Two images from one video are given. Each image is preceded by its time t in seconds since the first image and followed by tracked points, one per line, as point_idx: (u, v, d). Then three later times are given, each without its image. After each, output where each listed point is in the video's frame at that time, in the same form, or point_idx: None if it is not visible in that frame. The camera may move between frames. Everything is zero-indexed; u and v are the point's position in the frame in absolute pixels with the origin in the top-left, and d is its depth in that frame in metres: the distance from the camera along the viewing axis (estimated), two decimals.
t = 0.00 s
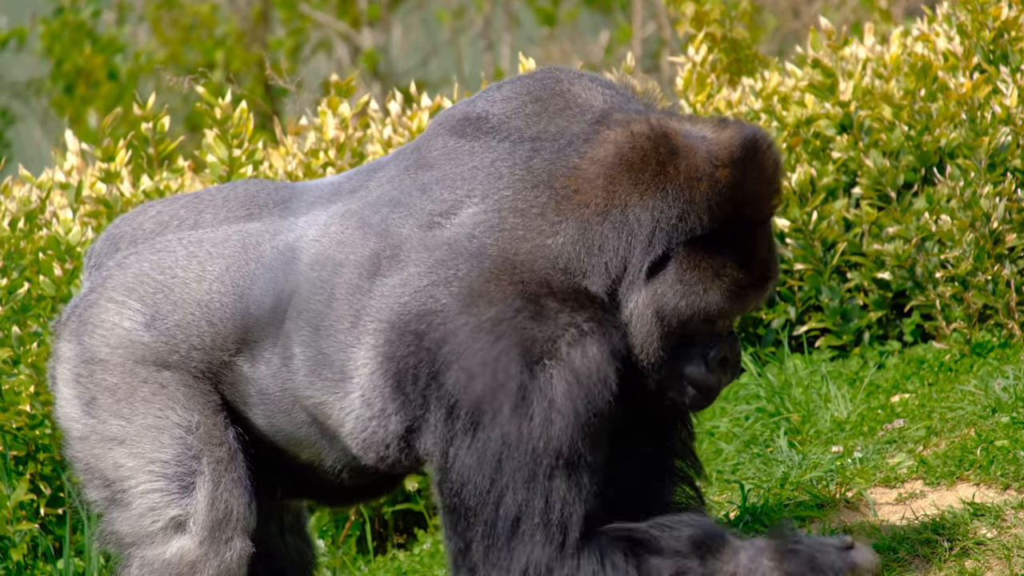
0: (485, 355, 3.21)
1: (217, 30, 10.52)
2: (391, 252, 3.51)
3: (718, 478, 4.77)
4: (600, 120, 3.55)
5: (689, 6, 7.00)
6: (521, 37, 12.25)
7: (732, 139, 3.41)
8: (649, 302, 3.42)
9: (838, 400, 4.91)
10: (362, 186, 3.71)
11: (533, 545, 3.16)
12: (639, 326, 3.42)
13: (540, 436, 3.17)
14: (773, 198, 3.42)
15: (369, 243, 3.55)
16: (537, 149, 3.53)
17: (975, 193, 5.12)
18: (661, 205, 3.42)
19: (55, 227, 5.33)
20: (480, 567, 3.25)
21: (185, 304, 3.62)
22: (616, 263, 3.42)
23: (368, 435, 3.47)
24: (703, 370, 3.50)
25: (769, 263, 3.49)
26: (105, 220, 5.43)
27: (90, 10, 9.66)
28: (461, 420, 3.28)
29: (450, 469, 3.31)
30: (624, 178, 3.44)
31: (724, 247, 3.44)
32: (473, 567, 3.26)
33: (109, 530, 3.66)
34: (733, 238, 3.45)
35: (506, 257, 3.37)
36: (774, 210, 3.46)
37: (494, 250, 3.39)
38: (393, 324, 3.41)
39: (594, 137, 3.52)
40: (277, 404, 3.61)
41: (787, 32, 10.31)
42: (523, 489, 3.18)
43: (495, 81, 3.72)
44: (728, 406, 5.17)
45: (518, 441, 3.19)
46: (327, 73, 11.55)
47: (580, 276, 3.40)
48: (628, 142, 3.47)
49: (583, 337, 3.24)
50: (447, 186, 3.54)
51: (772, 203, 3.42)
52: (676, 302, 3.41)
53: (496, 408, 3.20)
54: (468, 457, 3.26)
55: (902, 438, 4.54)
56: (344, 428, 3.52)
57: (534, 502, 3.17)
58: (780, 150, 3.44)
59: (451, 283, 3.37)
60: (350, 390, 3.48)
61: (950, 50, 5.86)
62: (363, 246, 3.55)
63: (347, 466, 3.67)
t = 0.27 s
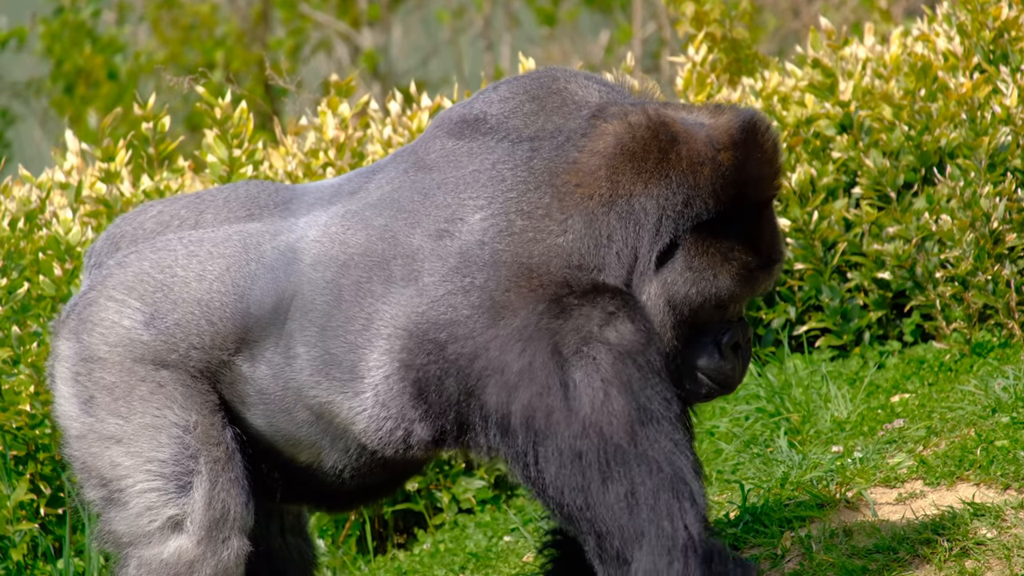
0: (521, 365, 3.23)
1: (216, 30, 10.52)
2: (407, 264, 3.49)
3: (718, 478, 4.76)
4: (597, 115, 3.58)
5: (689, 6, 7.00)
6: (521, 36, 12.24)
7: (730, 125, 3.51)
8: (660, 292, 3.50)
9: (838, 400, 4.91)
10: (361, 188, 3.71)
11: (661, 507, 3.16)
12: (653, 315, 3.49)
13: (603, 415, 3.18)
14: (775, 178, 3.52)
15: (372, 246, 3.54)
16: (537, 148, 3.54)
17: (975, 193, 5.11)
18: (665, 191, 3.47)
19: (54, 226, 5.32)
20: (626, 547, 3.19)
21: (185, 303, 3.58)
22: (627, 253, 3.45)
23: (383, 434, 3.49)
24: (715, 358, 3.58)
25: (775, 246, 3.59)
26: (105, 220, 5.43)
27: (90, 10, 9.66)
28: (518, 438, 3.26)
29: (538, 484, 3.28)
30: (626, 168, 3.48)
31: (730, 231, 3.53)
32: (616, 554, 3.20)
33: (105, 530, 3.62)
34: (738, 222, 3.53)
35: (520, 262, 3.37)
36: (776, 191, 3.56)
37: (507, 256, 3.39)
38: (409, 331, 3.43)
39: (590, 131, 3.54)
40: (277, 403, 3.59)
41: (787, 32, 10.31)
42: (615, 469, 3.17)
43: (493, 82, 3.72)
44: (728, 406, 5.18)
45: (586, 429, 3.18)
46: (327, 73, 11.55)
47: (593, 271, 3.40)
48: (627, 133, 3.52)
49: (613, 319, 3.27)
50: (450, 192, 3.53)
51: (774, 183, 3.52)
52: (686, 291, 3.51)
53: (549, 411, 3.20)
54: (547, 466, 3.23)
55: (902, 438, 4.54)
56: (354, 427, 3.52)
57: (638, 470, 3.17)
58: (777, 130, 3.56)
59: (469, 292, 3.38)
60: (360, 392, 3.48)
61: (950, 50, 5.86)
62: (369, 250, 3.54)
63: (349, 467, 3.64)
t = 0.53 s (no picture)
0: (535, 369, 3.26)
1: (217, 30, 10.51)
2: (414, 271, 3.48)
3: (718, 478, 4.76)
4: (594, 112, 3.59)
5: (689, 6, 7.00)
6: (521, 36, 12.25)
7: (725, 114, 3.52)
8: (663, 285, 3.53)
9: (838, 400, 4.91)
10: (362, 188, 3.70)
11: (703, 492, 3.20)
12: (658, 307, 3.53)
13: (627, 413, 3.22)
14: (774, 165, 3.53)
15: (373, 249, 3.53)
16: (536, 148, 3.55)
17: (975, 193, 5.11)
18: (663, 183, 3.49)
19: (54, 227, 5.32)
20: (673, 536, 3.22)
21: (186, 303, 3.55)
22: (631, 246, 3.47)
23: (387, 434, 3.49)
24: (723, 350, 3.65)
25: (778, 235, 3.61)
26: (105, 220, 5.43)
27: (90, 10, 9.65)
28: (538, 440, 3.30)
29: (567, 484, 3.31)
30: (625, 161, 3.49)
31: (731, 221, 3.57)
32: (664, 543, 3.23)
33: (105, 530, 3.58)
34: (739, 211, 3.57)
35: (525, 266, 3.37)
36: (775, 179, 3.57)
37: (511, 259, 3.39)
38: (412, 334, 3.43)
39: (588, 127, 3.55)
40: (278, 402, 3.56)
41: (787, 32, 10.31)
42: (645, 460, 3.21)
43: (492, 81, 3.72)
44: (728, 406, 5.18)
45: (611, 426, 3.22)
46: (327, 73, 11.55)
47: (597, 268, 3.40)
48: (624, 127, 3.53)
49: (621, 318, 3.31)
50: (452, 195, 3.53)
51: (773, 169, 3.53)
52: (690, 283, 3.55)
53: (568, 411, 3.24)
54: (573, 464, 3.27)
55: (902, 438, 4.54)
56: (359, 426, 3.51)
57: (673, 459, 3.21)
58: (773, 117, 3.57)
59: (476, 298, 3.38)
60: (366, 393, 3.47)
61: (950, 50, 5.86)
62: (371, 252, 3.53)
63: (353, 466, 3.63)
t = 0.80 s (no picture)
0: (531, 369, 3.26)
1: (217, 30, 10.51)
2: (412, 271, 3.48)
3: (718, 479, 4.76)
4: (593, 111, 3.59)
5: (689, 6, 7.00)
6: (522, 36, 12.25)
7: (724, 113, 3.52)
8: (663, 283, 3.52)
9: (838, 400, 4.91)
10: (360, 188, 3.70)
11: (686, 499, 3.20)
12: (658, 306, 3.51)
13: (618, 417, 3.21)
14: (773, 165, 3.54)
15: (372, 249, 3.53)
16: (535, 148, 3.55)
17: (975, 193, 5.11)
18: (663, 181, 3.49)
19: (54, 226, 5.32)
20: (653, 541, 3.23)
21: (185, 303, 3.54)
22: (630, 245, 3.46)
23: (383, 435, 3.50)
24: (722, 350, 3.64)
25: (777, 235, 3.61)
26: (105, 220, 5.44)
27: (90, 10, 9.66)
28: (528, 440, 3.30)
29: (552, 485, 3.32)
30: (624, 160, 3.49)
31: (730, 221, 3.56)
32: (644, 547, 3.25)
33: (105, 531, 3.58)
34: (738, 211, 3.57)
35: (524, 265, 3.38)
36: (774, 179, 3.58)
37: (510, 258, 3.39)
38: (409, 334, 3.43)
39: (587, 126, 3.55)
40: (276, 401, 3.56)
41: (787, 32, 10.31)
42: (631, 464, 3.22)
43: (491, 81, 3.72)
44: (728, 406, 5.18)
45: (601, 430, 3.22)
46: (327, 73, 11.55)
47: (596, 267, 3.40)
48: (624, 126, 3.53)
49: (619, 318, 3.31)
50: (450, 195, 3.53)
51: (772, 169, 3.54)
52: (689, 282, 3.53)
53: (560, 413, 3.24)
54: (560, 465, 3.27)
55: (902, 438, 4.54)
56: (356, 426, 3.51)
57: (658, 465, 3.21)
58: (772, 117, 3.58)
59: (474, 298, 3.38)
60: (363, 393, 3.47)
61: (950, 50, 5.86)
62: (369, 251, 3.53)
63: (351, 467, 3.63)
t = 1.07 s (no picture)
0: (527, 369, 3.27)
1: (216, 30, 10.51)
2: (408, 271, 3.48)
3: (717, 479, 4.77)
4: (589, 111, 3.59)
5: (689, 6, 7.00)
6: (522, 35, 12.25)
7: (719, 113, 3.51)
8: (659, 283, 3.52)
9: (837, 400, 4.91)
10: (357, 188, 3.70)
11: (684, 499, 3.20)
12: (653, 306, 3.51)
13: (613, 417, 3.22)
14: (769, 164, 3.53)
15: (369, 248, 3.53)
16: (532, 148, 3.55)
17: (975, 193, 5.11)
18: (659, 181, 3.49)
19: (54, 226, 5.32)
20: (653, 542, 3.23)
21: (181, 303, 3.54)
22: (626, 245, 3.46)
23: (380, 435, 3.50)
24: (718, 350, 3.64)
25: (773, 235, 3.61)
26: (105, 220, 5.44)
27: (90, 10, 9.66)
28: (525, 440, 3.31)
29: (549, 486, 3.33)
30: (620, 160, 3.49)
31: (726, 221, 3.56)
32: (643, 548, 3.25)
33: (103, 531, 3.58)
34: (733, 211, 3.56)
35: (519, 265, 3.38)
36: (770, 179, 3.57)
37: (506, 258, 3.40)
38: (405, 335, 3.43)
39: (583, 126, 3.56)
40: (273, 401, 3.56)
41: (788, 32, 10.31)
42: (628, 465, 3.22)
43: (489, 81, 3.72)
44: (727, 406, 5.18)
45: (596, 430, 3.22)
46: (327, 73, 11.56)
47: (592, 267, 3.40)
48: (619, 126, 3.53)
49: (615, 318, 3.31)
50: (447, 195, 3.53)
51: (768, 170, 3.52)
52: (685, 282, 3.53)
53: (557, 413, 3.25)
54: (557, 466, 3.28)
55: (902, 438, 4.54)
56: (353, 426, 3.51)
57: (655, 465, 3.21)
58: (767, 116, 3.57)
59: (469, 297, 3.39)
60: (359, 393, 3.47)
61: (950, 50, 5.86)
62: (365, 252, 3.53)
63: (348, 467, 3.63)
